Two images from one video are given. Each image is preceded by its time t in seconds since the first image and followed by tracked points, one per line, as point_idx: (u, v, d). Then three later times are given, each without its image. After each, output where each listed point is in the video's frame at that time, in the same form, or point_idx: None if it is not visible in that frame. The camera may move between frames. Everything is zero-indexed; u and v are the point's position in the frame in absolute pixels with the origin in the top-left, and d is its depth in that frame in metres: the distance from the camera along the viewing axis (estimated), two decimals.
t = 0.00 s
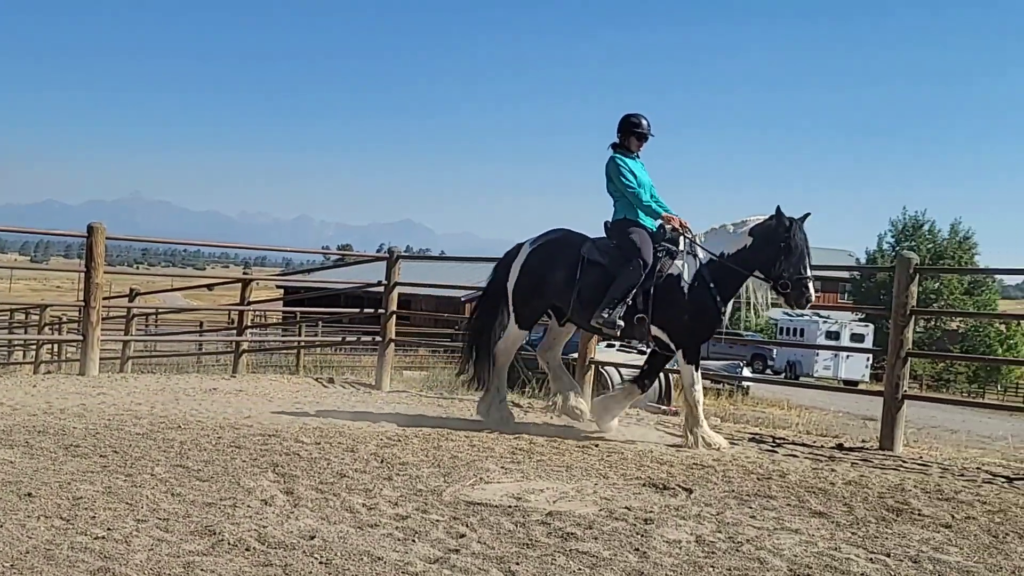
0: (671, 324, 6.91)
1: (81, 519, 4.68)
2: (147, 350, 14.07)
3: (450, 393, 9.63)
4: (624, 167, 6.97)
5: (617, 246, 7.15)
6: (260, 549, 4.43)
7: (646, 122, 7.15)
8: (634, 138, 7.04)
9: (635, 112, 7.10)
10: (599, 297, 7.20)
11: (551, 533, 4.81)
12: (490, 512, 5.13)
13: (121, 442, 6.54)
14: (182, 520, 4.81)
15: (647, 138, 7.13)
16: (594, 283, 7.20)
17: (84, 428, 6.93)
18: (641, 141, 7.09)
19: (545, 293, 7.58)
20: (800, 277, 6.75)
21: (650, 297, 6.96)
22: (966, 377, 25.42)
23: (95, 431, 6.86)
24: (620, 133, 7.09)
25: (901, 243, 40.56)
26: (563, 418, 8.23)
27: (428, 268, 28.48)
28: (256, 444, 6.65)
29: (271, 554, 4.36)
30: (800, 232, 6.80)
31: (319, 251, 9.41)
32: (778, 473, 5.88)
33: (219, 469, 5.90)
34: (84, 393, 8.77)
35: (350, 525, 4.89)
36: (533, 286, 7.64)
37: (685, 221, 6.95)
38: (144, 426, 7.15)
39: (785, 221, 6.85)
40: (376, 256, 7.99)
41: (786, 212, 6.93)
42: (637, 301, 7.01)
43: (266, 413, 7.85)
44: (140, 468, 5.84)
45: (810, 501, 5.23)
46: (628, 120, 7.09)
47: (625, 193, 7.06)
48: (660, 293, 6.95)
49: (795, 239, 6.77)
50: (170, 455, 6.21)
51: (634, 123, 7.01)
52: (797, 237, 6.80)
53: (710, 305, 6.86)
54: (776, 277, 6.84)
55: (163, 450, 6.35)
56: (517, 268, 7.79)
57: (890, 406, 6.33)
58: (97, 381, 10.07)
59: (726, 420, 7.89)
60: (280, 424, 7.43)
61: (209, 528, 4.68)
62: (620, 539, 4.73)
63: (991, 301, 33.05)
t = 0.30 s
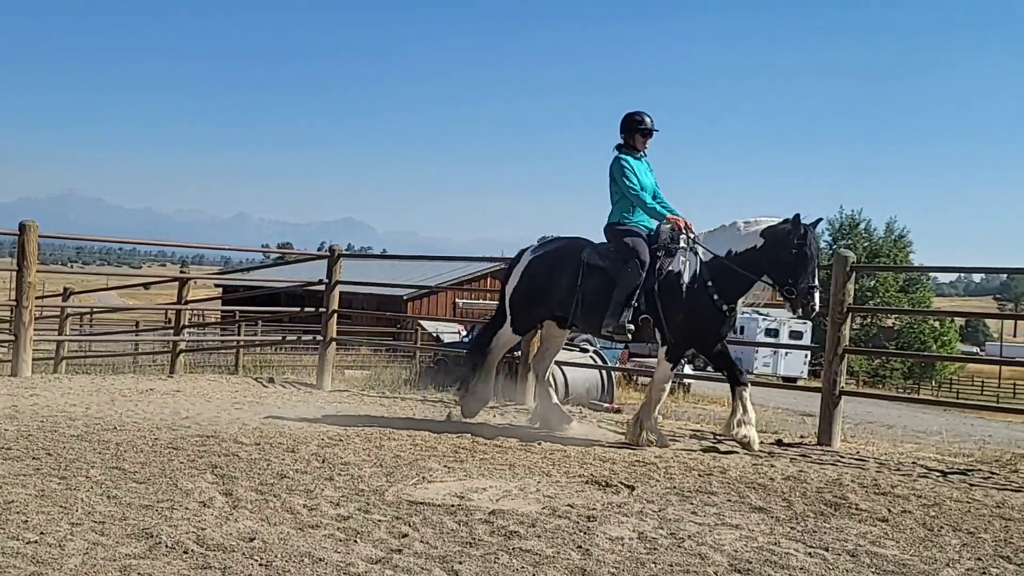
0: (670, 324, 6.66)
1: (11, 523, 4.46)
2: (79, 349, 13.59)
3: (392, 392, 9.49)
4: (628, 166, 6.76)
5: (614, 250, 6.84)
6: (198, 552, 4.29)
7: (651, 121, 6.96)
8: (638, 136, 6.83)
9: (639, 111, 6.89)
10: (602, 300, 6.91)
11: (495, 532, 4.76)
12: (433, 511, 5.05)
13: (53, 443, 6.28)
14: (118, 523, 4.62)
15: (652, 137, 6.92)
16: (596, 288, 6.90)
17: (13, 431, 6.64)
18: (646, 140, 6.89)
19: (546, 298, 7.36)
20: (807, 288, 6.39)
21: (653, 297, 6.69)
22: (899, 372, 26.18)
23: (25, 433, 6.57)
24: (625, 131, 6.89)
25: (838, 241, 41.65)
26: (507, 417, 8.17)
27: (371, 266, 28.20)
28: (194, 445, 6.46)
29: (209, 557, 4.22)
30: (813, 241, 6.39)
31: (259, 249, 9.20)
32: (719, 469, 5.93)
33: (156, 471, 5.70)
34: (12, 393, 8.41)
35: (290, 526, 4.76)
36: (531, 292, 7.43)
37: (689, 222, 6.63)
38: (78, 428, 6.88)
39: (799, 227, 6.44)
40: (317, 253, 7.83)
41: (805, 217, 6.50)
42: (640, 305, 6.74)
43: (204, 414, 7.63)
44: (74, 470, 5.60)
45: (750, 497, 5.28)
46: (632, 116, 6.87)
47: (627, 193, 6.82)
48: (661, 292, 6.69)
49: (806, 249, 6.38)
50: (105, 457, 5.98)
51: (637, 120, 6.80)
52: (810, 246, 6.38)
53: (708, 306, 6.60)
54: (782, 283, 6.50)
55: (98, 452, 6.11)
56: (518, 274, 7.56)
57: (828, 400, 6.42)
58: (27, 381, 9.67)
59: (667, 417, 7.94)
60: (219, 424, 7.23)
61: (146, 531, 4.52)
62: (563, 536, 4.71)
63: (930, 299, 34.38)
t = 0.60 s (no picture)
0: (686, 329, 6.19)
1: None
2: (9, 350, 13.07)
3: (336, 393, 9.25)
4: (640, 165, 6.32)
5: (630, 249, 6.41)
6: (137, 558, 4.11)
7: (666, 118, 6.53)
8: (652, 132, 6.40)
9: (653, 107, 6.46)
10: (617, 304, 6.48)
11: (443, 535, 4.65)
12: (380, 514, 4.92)
13: None
14: (53, 529, 4.41)
15: (667, 135, 6.50)
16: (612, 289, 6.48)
17: None
18: (659, 138, 6.45)
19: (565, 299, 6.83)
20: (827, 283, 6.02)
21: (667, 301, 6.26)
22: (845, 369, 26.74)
23: None
24: (637, 127, 6.45)
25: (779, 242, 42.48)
26: (456, 417, 8.02)
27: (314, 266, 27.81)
28: (132, 448, 6.22)
29: (149, 563, 4.05)
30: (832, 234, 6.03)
31: (199, 247, 8.93)
32: (668, 469, 5.90)
33: (92, 475, 5.46)
34: None
35: (233, 531, 4.59)
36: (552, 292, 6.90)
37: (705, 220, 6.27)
38: (9, 431, 6.57)
39: (818, 221, 6.07)
40: (260, 251, 7.60)
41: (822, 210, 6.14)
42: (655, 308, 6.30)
43: (142, 416, 7.37)
44: (5, 475, 5.33)
45: (699, 496, 5.26)
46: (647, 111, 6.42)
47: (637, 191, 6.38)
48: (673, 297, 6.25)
49: (826, 243, 6.00)
50: (38, 462, 5.71)
51: (652, 116, 6.36)
52: (829, 239, 6.02)
53: (727, 313, 6.14)
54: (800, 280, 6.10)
55: (30, 456, 5.84)
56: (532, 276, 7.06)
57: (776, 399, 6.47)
58: None
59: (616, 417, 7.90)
60: (157, 427, 6.98)
61: (82, 537, 4.31)
62: (512, 538, 4.62)
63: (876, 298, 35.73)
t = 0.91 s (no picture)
0: (685, 326, 6.26)
1: None
2: None
3: (266, 389, 9.29)
4: (629, 170, 6.31)
5: (619, 253, 6.37)
6: (63, 554, 4.19)
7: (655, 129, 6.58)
8: (640, 140, 6.42)
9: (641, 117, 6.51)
10: (605, 307, 6.46)
11: (368, 526, 4.81)
12: (306, 507, 5.05)
13: None
14: None
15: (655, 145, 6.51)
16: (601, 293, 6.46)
17: None
18: (648, 146, 6.48)
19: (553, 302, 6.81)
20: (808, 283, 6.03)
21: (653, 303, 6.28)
22: (761, 363, 27.81)
23: None
24: (626, 135, 6.47)
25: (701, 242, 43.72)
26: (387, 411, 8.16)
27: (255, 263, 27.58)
28: (58, 446, 6.23)
29: (75, 559, 4.13)
30: (810, 231, 6.05)
31: (127, 246, 8.91)
32: (587, 459, 6.14)
33: (15, 473, 5.47)
34: None
35: (160, 526, 4.68)
36: (538, 296, 6.87)
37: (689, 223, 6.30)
38: None
39: (798, 222, 6.08)
40: (190, 251, 7.64)
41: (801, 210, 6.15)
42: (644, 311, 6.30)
43: (71, 414, 7.36)
44: None
45: (616, 485, 5.49)
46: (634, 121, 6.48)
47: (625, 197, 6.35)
48: (665, 298, 6.30)
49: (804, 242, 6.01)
50: None
51: (639, 124, 6.39)
52: (808, 238, 6.03)
53: (724, 311, 6.21)
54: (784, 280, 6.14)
55: None
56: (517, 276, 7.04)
57: (688, 388, 6.76)
58: None
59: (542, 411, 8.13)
60: (85, 424, 6.99)
61: (7, 536, 4.36)
62: (436, 528, 4.79)
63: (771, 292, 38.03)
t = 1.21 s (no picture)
0: (675, 319, 6.48)
1: None
2: None
3: (212, 386, 9.37)
4: (623, 169, 6.45)
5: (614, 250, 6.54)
6: (9, 549, 4.27)
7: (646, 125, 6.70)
8: (633, 139, 6.54)
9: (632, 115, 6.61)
10: (599, 304, 6.64)
11: (312, 517, 4.97)
12: (251, 499, 5.19)
13: None
14: None
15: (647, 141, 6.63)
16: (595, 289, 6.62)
17: None
18: (641, 144, 6.60)
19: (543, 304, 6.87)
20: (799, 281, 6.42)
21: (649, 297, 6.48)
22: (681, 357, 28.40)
23: None
24: (620, 134, 6.59)
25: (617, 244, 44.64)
26: (333, 405, 8.31)
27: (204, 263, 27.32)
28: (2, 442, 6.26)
29: (21, 554, 4.22)
30: (804, 235, 6.41)
31: (72, 245, 8.90)
32: (524, 450, 6.37)
33: None
34: None
35: (107, 520, 4.79)
36: (529, 299, 6.90)
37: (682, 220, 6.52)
38: None
39: (790, 223, 6.44)
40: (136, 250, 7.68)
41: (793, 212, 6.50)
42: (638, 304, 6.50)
43: (15, 412, 7.37)
44: None
45: (552, 474, 5.73)
46: (627, 118, 6.58)
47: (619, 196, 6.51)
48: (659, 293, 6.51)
49: (799, 244, 6.37)
50: None
51: (633, 122, 6.49)
52: (801, 240, 6.38)
53: (714, 305, 6.49)
54: (775, 277, 6.48)
55: None
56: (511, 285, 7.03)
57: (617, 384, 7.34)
58: None
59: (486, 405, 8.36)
60: (30, 421, 7.01)
61: None
62: (378, 518, 4.96)
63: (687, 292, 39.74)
